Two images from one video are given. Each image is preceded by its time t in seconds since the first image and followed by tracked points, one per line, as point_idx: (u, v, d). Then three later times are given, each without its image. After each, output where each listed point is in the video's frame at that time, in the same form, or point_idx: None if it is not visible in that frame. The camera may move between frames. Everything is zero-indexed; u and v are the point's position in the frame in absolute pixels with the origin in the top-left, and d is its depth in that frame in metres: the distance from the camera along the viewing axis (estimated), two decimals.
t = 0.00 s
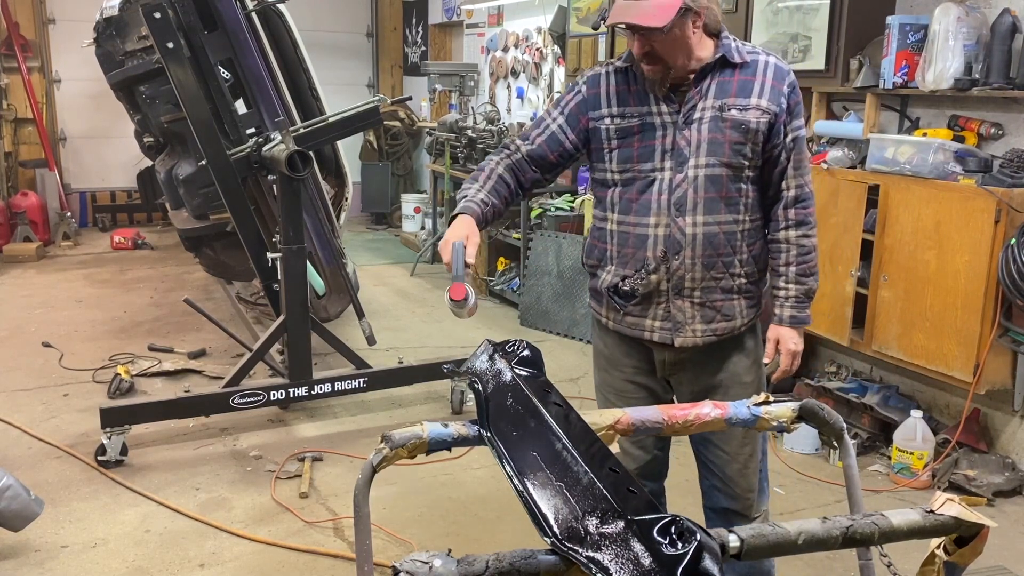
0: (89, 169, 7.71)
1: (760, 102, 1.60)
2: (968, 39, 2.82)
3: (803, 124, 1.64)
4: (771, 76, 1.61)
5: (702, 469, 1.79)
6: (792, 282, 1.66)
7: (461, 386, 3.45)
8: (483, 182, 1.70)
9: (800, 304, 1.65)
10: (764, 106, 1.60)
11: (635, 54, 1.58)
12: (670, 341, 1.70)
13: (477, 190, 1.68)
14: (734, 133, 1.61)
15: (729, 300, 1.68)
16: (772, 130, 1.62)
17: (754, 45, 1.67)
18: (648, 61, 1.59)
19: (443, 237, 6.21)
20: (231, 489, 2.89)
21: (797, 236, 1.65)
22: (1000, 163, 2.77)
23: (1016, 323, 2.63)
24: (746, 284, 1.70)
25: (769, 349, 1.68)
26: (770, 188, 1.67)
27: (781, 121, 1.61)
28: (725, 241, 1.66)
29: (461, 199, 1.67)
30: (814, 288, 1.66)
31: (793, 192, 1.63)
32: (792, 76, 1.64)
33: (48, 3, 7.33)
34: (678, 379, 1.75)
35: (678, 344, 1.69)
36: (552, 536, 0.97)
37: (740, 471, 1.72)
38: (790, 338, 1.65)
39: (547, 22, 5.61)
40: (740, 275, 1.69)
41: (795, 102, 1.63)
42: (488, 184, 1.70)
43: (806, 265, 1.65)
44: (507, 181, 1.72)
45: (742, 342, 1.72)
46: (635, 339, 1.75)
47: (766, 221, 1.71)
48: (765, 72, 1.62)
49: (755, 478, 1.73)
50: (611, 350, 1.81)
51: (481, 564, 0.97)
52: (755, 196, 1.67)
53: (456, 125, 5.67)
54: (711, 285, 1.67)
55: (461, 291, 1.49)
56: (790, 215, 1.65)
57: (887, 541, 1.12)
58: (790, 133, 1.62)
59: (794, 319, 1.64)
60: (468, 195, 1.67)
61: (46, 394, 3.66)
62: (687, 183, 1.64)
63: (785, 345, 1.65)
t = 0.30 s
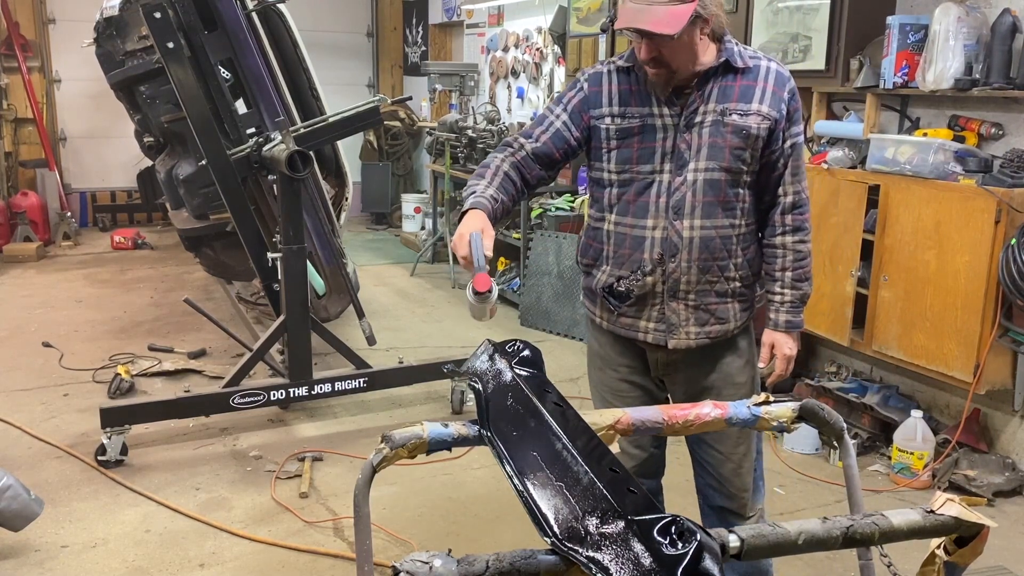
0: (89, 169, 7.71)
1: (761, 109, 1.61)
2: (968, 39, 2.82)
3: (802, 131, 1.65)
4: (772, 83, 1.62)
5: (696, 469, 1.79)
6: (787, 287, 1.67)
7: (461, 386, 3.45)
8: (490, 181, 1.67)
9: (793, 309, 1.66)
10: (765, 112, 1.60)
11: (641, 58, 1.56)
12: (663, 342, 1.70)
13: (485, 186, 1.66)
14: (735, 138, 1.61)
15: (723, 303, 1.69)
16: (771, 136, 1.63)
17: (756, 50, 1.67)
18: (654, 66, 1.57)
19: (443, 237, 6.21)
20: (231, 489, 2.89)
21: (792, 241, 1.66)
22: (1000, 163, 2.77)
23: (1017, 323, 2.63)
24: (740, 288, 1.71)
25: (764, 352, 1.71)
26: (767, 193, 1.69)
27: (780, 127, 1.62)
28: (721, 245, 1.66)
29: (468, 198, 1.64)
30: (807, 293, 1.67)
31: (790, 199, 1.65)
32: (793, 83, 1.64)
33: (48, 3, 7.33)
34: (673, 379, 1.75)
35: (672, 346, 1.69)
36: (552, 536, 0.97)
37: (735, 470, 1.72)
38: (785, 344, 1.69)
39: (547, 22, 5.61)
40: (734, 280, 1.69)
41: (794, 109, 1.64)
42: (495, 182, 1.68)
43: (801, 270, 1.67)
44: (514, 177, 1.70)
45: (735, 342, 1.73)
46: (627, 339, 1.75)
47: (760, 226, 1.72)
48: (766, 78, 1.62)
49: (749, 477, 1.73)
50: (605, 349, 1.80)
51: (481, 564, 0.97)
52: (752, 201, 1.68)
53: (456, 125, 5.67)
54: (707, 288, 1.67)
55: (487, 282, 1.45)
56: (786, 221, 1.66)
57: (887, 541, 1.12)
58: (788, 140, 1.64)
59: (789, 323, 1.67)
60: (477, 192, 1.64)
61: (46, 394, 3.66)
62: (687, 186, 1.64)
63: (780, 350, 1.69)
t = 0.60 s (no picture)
0: (89, 169, 7.71)
1: (765, 112, 1.60)
2: (968, 39, 2.82)
3: (803, 137, 1.66)
4: (777, 87, 1.62)
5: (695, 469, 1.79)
6: (786, 291, 1.68)
7: (461, 386, 3.45)
8: (484, 177, 1.67)
9: (790, 313, 1.67)
10: (769, 116, 1.60)
11: (650, 59, 1.56)
12: (662, 343, 1.70)
13: (482, 186, 1.66)
14: (739, 142, 1.61)
15: (721, 305, 1.69)
16: (774, 140, 1.63)
17: (761, 54, 1.67)
18: (662, 67, 1.57)
19: (443, 237, 6.21)
20: (231, 489, 2.89)
21: (792, 246, 1.67)
22: (1000, 163, 2.77)
23: (1017, 323, 2.63)
24: (739, 291, 1.71)
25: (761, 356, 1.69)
26: (768, 197, 1.69)
27: (783, 132, 1.62)
28: (721, 248, 1.66)
29: (462, 197, 1.64)
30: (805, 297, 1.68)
31: (791, 204, 1.66)
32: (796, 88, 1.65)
33: (48, 3, 7.33)
34: (671, 380, 1.75)
35: (670, 348, 1.69)
36: (552, 536, 0.97)
37: (733, 470, 1.72)
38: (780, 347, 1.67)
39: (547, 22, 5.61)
40: (733, 283, 1.70)
41: (797, 114, 1.64)
42: (492, 180, 1.68)
43: (799, 275, 1.68)
44: (510, 176, 1.71)
45: (733, 343, 1.74)
46: (624, 340, 1.74)
47: (759, 230, 1.73)
48: (771, 82, 1.62)
49: (748, 477, 1.74)
50: (604, 350, 1.80)
51: (481, 564, 0.97)
52: (752, 205, 1.68)
53: (456, 125, 5.68)
54: (706, 290, 1.68)
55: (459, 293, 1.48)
56: (786, 226, 1.67)
57: (886, 541, 1.12)
58: (790, 145, 1.64)
59: (785, 327, 1.66)
60: (472, 189, 1.64)
61: (46, 394, 3.66)
62: (689, 188, 1.64)
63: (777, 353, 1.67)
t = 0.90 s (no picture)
0: (89, 169, 7.71)
1: (761, 109, 1.60)
2: (968, 39, 2.82)
3: (802, 133, 1.65)
4: (773, 84, 1.62)
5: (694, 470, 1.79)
6: (787, 288, 1.67)
7: (461, 386, 3.45)
8: (501, 183, 1.69)
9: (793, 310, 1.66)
10: (765, 113, 1.60)
11: (642, 57, 1.57)
12: (662, 342, 1.69)
13: (493, 191, 1.68)
14: (734, 139, 1.61)
15: (721, 303, 1.69)
16: (770, 137, 1.63)
17: (757, 52, 1.67)
18: (655, 65, 1.58)
19: (443, 237, 6.21)
20: (231, 489, 2.89)
21: (792, 243, 1.66)
22: (1000, 163, 2.77)
23: (1017, 323, 2.63)
24: (739, 289, 1.71)
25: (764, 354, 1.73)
26: (767, 194, 1.68)
27: (780, 127, 1.62)
28: (720, 245, 1.66)
29: (476, 203, 1.66)
30: (807, 295, 1.67)
31: (790, 200, 1.65)
32: (793, 84, 1.64)
33: (48, 3, 7.32)
34: (671, 380, 1.75)
35: (671, 346, 1.69)
36: (552, 536, 0.97)
37: (733, 471, 1.72)
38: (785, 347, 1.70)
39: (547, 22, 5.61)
40: (733, 281, 1.69)
41: (794, 110, 1.64)
42: (502, 184, 1.69)
43: (800, 272, 1.67)
44: (519, 182, 1.72)
45: (734, 343, 1.73)
46: (625, 339, 1.74)
47: (759, 228, 1.72)
48: (767, 80, 1.62)
49: (748, 478, 1.73)
50: (604, 350, 1.80)
51: (481, 564, 0.97)
52: (751, 203, 1.68)
53: (456, 125, 5.68)
54: (705, 288, 1.67)
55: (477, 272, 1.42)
56: (787, 223, 1.66)
57: (886, 541, 1.12)
58: (788, 141, 1.64)
59: (790, 325, 1.67)
60: (483, 196, 1.66)
61: (46, 394, 3.66)
62: (686, 186, 1.64)
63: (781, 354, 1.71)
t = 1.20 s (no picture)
0: (89, 169, 7.71)
1: (750, 101, 1.60)
2: (968, 39, 2.82)
3: (795, 122, 1.64)
4: (761, 75, 1.62)
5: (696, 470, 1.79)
6: (789, 279, 1.66)
7: (462, 386, 3.45)
8: (520, 192, 1.74)
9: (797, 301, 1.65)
10: (755, 104, 1.60)
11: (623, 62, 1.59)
12: (666, 341, 1.69)
13: (520, 199, 1.73)
14: (726, 133, 1.61)
15: (724, 299, 1.68)
16: (762, 128, 1.62)
17: (743, 45, 1.67)
18: (637, 67, 1.59)
19: (443, 237, 6.22)
20: (231, 489, 2.89)
21: (792, 232, 1.65)
22: (1000, 163, 2.77)
23: (1017, 323, 2.63)
24: (741, 283, 1.70)
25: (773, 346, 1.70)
26: (764, 186, 1.67)
27: (772, 118, 1.61)
28: (720, 240, 1.65)
29: (510, 213, 1.70)
30: (810, 284, 1.66)
31: (787, 189, 1.64)
32: (782, 74, 1.64)
33: (48, 3, 7.32)
34: (672, 380, 1.75)
35: (674, 344, 1.68)
36: (552, 537, 0.97)
37: (735, 470, 1.72)
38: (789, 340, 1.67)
39: (547, 22, 5.61)
40: (735, 275, 1.68)
41: (785, 100, 1.63)
42: (523, 193, 1.75)
43: (801, 261, 1.66)
44: (536, 185, 1.78)
45: (735, 342, 1.73)
46: (629, 340, 1.74)
47: (759, 220, 1.72)
48: (754, 71, 1.62)
49: (750, 478, 1.73)
50: (606, 350, 1.80)
51: (481, 564, 0.97)
52: (748, 195, 1.67)
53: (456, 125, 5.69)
54: (707, 284, 1.67)
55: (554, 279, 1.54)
56: (785, 213, 1.65)
57: (887, 541, 1.12)
58: (781, 131, 1.63)
59: (793, 316, 1.66)
60: (514, 204, 1.71)
61: (46, 394, 3.66)
62: (681, 183, 1.64)
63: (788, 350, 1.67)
